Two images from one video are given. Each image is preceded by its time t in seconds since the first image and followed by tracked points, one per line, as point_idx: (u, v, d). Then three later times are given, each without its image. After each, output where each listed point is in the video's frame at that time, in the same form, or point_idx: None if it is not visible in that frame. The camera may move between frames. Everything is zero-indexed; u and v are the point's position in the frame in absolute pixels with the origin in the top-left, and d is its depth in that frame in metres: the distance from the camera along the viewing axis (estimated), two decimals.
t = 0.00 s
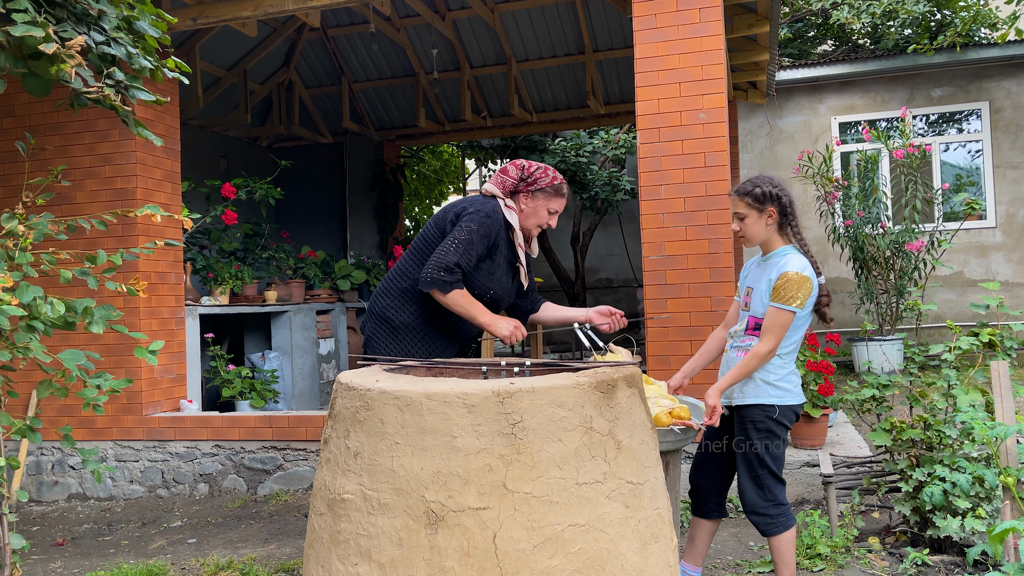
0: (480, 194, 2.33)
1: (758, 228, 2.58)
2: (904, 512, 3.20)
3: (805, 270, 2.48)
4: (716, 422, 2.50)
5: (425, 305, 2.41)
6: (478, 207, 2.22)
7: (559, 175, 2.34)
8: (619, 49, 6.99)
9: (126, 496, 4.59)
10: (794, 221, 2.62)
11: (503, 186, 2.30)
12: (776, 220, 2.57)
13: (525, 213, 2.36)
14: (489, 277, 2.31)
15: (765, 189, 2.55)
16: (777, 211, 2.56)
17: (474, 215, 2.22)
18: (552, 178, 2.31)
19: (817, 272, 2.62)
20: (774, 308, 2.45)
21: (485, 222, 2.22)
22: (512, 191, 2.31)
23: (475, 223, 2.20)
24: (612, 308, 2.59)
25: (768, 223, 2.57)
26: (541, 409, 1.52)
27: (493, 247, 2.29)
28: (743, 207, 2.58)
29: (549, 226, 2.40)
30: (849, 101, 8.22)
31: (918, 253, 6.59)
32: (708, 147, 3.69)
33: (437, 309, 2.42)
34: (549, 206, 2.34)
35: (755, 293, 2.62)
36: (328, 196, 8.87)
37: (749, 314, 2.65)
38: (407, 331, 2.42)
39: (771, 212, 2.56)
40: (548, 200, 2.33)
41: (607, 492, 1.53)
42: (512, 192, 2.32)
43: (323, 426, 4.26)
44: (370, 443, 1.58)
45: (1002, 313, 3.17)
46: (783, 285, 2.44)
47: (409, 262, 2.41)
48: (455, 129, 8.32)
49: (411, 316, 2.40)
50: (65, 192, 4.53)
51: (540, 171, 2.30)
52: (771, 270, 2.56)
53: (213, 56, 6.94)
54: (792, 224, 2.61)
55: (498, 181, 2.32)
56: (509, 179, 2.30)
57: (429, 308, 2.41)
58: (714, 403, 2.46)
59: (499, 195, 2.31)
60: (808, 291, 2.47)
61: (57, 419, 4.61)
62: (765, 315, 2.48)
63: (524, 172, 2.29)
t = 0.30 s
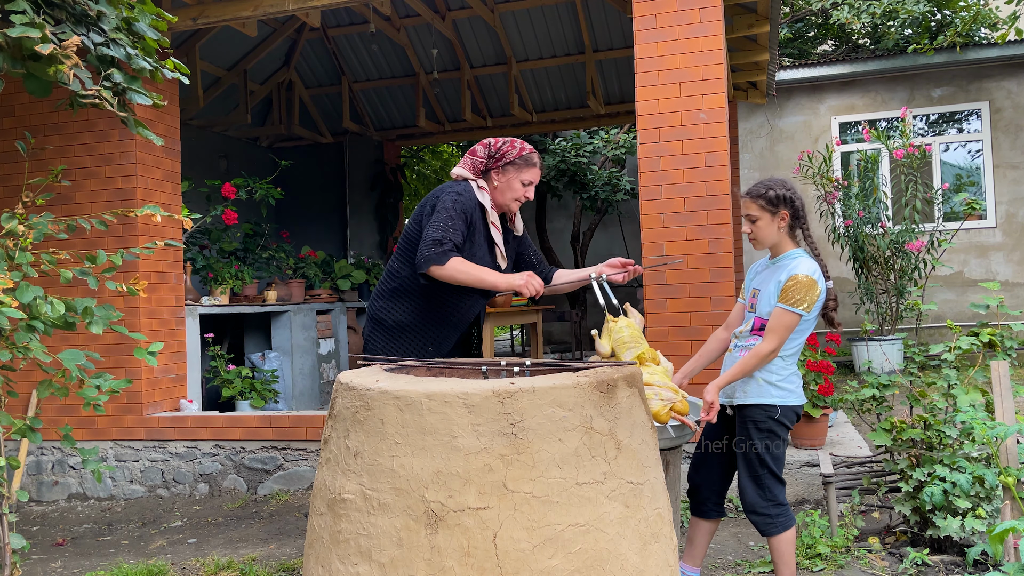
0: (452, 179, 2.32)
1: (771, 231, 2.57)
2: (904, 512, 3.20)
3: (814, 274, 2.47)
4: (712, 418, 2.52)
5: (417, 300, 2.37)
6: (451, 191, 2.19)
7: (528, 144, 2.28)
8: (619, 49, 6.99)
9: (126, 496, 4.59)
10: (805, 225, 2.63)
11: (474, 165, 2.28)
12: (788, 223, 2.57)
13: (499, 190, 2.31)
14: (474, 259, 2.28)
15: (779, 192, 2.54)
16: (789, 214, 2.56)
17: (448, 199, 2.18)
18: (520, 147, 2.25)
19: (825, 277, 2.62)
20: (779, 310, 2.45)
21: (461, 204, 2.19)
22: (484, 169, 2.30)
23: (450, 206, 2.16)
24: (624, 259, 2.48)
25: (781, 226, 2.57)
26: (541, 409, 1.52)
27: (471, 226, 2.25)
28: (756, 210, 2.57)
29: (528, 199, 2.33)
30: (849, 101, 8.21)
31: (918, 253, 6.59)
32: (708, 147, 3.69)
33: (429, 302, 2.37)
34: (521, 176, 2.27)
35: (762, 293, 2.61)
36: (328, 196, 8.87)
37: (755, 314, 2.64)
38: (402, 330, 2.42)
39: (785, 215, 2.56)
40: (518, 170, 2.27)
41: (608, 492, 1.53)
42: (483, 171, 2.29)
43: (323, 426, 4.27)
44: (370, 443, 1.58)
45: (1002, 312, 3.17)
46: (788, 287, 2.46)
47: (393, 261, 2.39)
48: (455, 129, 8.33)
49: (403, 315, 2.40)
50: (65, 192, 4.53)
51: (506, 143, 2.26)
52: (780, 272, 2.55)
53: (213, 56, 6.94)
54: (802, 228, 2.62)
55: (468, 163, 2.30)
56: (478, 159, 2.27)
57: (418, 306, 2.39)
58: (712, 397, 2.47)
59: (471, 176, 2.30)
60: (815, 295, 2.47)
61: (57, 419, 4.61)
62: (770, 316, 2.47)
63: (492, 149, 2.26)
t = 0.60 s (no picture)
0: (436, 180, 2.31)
1: (787, 236, 2.54)
2: (904, 512, 3.20)
3: (826, 280, 2.48)
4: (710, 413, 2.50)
5: (408, 300, 2.37)
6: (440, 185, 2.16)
7: (510, 136, 2.28)
8: (619, 49, 6.99)
9: (125, 496, 4.59)
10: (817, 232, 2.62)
11: (458, 164, 2.29)
12: (804, 228, 2.56)
13: (485, 185, 2.30)
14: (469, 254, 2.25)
15: (796, 198, 2.53)
16: (806, 220, 2.55)
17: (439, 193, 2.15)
18: (501, 139, 2.26)
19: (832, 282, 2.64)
20: (790, 313, 2.46)
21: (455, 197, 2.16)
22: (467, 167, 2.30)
23: (443, 199, 2.12)
24: (648, 229, 2.65)
25: (797, 231, 2.55)
26: (541, 409, 1.52)
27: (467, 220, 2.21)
28: (774, 215, 2.53)
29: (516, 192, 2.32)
30: (849, 101, 8.22)
31: (918, 253, 6.60)
32: (708, 147, 3.69)
33: (420, 301, 2.37)
34: (505, 169, 2.26)
35: (771, 296, 2.60)
36: (328, 196, 8.87)
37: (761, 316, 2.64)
38: (395, 331, 2.41)
39: (802, 220, 2.54)
40: (502, 163, 2.27)
41: (608, 492, 1.53)
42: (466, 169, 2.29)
43: (323, 426, 4.27)
44: (370, 443, 1.58)
45: (1002, 312, 3.17)
46: (798, 290, 2.48)
47: (387, 262, 2.39)
48: (455, 129, 8.33)
49: (396, 316, 2.40)
50: (65, 192, 4.53)
51: (486, 138, 2.27)
52: (791, 276, 2.55)
53: (213, 56, 6.94)
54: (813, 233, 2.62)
55: (452, 163, 2.30)
56: (462, 158, 2.28)
57: (411, 306, 2.38)
58: (712, 393, 2.47)
59: (456, 175, 2.29)
60: (825, 300, 2.48)
61: (57, 419, 4.62)
62: (780, 319, 2.48)
63: (473, 146, 2.28)
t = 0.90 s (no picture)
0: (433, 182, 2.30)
1: (812, 248, 2.54)
2: (904, 512, 3.20)
3: (844, 291, 2.50)
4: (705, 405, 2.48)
5: (407, 300, 2.37)
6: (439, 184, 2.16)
7: (505, 135, 2.27)
8: (619, 49, 6.99)
9: (126, 496, 4.59)
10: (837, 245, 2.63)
11: (454, 166, 2.28)
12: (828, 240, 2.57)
13: (483, 185, 2.29)
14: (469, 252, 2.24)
15: (825, 210, 2.52)
16: (832, 233, 2.56)
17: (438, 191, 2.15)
18: (496, 138, 2.25)
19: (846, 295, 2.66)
20: (806, 319, 2.46)
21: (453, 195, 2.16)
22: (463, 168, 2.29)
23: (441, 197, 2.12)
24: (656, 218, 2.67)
25: (821, 242, 2.55)
26: (541, 409, 1.52)
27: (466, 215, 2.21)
28: (802, 226, 2.52)
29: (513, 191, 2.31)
30: (849, 101, 8.22)
31: (918, 253, 6.60)
32: (708, 147, 3.68)
33: (419, 302, 2.36)
34: (501, 169, 2.26)
35: (785, 302, 2.60)
36: (328, 196, 8.87)
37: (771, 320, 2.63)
38: (396, 332, 2.41)
39: (828, 233, 2.55)
40: (497, 163, 2.25)
41: (608, 492, 1.53)
42: (464, 169, 2.29)
43: (323, 426, 4.26)
44: (370, 443, 1.58)
45: (1002, 313, 3.17)
46: (816, 298, 2.49)
47: (388, 263, 2.39)
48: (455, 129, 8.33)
49: (396, 316, 2.39)
50: (65, 192, 4.53)
51: (481, 139, 2.26)
52: (810, 285, 2.55)
53: (213, 56, 6.94)
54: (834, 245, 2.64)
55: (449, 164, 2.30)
56: (458, 159, 2.28)
57: (412, 307, 2.38)
58: (713, 384, 2.47)
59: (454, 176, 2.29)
60: (840, 311, 2.51)
61: (57, 419, 4.61)
62: (795, 324, 2.48)
63: (469, 146, 2.27)
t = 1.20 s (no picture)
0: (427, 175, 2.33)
1: (818, 251, 2.54)
2: (904, 512, 3.20)
3: (848, 292, 2.51)
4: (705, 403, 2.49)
5: (407, 297, 2.37)
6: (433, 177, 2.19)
7: (496, 127, 2.26)
8: (619, 49, 6.99)
9: (126, 496, 4.59)
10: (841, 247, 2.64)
11: (448, 159, 2.30)
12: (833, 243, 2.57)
13: (475, 177, 2.30)
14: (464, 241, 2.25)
15: (831, 214, 2.53)
16: (837, 237, 2.56)
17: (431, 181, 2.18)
18: (486, 130, 2.25)
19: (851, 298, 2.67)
20: (811, 319, 2.46)
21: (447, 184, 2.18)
22: (456, 160, 2.31)
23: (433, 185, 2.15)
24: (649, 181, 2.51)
25: (827, 245, 2.55)
26: (541, 409, 1.52)
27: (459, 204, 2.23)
28: (807, 229, 2.52)
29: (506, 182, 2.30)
30: (849, 101, 8.22)
31: (918, 253, 6.60)
32: (708, 147, 3.69)
33: (419, 298, 2.36)
34: (492, 160, 2.25)
35: (789, 303, 2.60)
36: (328, 196, 8.88)
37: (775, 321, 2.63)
38: (397, 330, 2.40)
39: (834, 237, 2.55)
40: (488, 155, 2.25)
41: (607, 492, 1.53)
42: (457, 162, 2.31)
43: (323, 426, 4.26)
44: (370, 443, 1.58)
45: (1002, 312, 3.17)
46: (821, 299, 2.49)
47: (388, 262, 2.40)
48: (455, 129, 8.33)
49: (397, 313, 2.39)
50: (65, 192, 4.53)
51: (473, 131, 2.26)
52: (815, 287, 2.55)
53: (213, 56, 6.94)
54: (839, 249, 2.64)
55: (443, 158, 2.32)
56: (450, 152, 2.30)
57: (412, 303, 2.37)
58: (714, 382, 2.46)
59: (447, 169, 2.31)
60: (844, 312, 2.51)
61: (57, 419, 4.61)
62: (799, 325, 2.47)
63: (460, 139, 2.28)
